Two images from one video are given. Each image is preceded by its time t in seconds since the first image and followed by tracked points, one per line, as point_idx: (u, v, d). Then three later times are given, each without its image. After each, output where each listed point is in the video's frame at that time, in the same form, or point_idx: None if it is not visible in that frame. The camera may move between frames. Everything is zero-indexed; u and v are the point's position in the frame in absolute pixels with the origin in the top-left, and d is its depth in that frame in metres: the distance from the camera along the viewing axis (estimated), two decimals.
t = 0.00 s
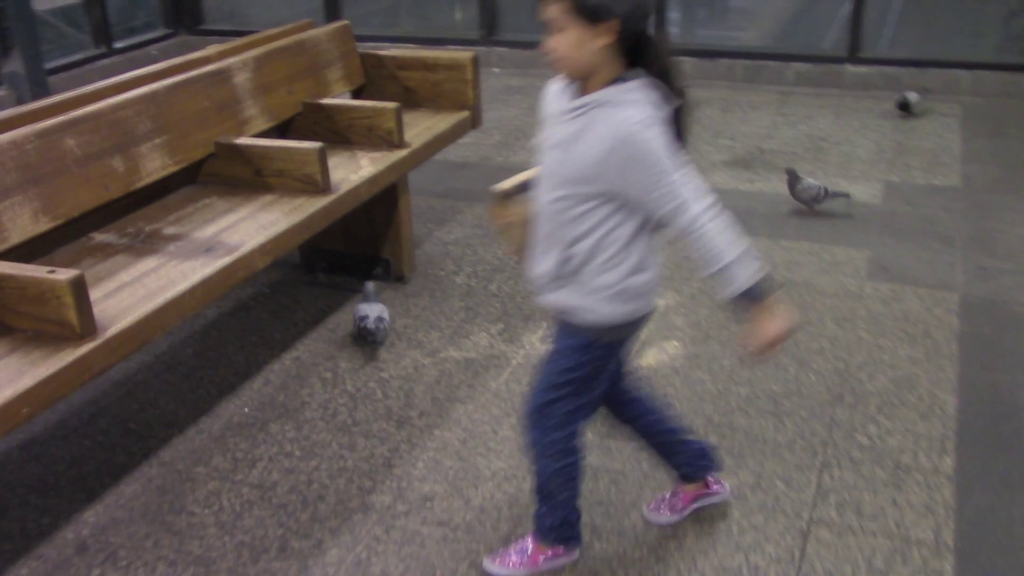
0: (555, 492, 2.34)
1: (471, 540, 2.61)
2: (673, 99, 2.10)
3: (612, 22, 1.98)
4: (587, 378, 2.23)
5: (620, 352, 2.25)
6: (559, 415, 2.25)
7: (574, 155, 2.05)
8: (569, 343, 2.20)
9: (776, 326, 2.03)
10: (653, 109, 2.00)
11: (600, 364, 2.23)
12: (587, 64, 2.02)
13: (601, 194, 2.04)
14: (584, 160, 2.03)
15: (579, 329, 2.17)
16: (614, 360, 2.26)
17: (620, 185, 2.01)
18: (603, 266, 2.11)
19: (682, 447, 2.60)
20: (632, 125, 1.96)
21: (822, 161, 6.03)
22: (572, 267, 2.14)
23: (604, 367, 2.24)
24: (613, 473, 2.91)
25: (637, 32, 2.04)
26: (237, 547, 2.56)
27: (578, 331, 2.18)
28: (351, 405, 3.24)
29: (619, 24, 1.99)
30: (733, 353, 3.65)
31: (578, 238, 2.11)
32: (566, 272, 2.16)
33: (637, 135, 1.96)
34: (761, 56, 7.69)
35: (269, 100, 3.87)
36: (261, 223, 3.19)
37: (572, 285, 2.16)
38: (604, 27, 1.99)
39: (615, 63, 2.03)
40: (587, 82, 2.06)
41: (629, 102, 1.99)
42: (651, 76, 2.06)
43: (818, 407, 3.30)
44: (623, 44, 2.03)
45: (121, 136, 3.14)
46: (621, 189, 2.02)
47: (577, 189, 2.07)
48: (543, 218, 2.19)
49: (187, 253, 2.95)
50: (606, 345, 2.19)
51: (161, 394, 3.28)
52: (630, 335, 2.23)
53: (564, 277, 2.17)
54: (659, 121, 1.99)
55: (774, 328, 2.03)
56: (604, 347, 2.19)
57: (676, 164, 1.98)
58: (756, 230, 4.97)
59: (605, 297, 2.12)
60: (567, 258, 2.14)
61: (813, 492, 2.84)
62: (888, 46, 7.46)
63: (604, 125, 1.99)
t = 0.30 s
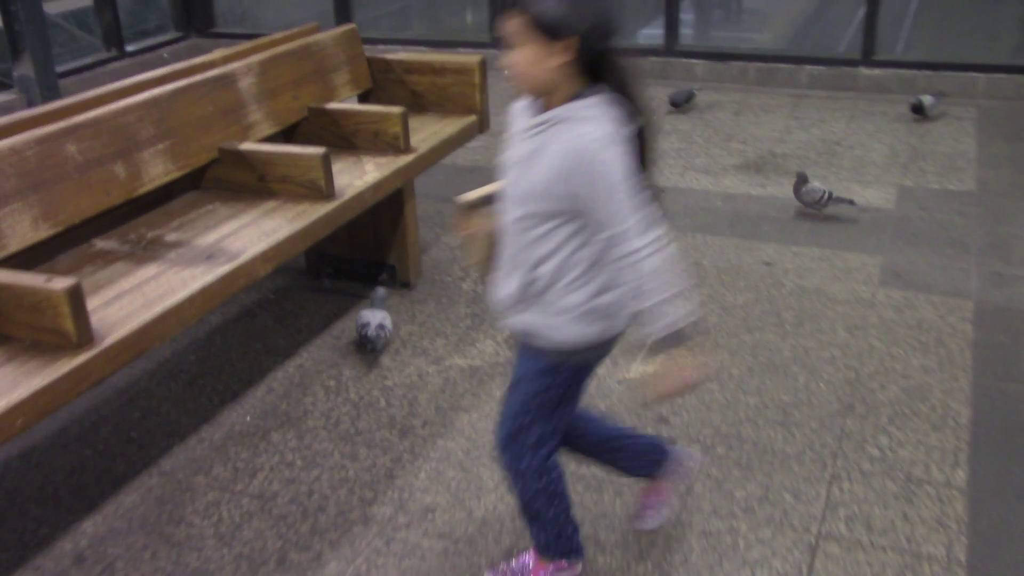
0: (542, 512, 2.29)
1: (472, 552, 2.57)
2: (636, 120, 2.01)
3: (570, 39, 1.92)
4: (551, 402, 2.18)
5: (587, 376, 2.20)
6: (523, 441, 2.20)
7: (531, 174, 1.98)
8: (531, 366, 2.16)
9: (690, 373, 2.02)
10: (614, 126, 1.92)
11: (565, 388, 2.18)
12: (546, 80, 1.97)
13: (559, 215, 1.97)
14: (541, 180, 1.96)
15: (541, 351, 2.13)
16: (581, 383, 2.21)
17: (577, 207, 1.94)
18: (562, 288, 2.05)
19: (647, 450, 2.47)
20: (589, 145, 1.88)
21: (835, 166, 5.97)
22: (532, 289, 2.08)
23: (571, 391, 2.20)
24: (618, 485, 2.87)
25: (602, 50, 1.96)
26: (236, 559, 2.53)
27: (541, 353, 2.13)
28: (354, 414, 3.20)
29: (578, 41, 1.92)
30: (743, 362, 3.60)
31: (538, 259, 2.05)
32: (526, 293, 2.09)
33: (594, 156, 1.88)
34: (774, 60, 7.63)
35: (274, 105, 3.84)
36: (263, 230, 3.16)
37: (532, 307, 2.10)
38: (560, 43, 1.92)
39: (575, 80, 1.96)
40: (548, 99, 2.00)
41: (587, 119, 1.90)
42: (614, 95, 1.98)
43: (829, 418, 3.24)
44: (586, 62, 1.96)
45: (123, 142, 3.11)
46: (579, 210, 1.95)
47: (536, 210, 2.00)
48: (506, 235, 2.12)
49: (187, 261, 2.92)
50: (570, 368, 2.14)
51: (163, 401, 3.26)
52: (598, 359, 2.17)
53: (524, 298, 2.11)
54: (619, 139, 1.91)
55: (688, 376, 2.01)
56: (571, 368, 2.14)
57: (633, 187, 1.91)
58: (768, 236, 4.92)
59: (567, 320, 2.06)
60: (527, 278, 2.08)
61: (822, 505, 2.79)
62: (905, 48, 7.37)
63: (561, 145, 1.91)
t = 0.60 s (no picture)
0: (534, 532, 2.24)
1: (469, 568, 2.53)
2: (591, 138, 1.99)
3: (523, 53, 1.89)
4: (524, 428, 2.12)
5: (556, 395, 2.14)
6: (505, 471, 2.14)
7: (476, 188, 1.95)
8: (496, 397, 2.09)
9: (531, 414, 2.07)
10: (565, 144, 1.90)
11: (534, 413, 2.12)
12: (500, 94, 1.94)
13: (497, 235, 1.92)
14: (485, 195, 1.92)
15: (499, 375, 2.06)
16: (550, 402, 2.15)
17: (516, 226, 1.90)
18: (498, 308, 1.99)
19: (573, 477, 2.57)
20: (537, 160, 1.85)
21: (843, 173, 5.91)
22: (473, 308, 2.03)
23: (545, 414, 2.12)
24: (618, 499, 2.83)
25: (558, 62, 1.93)
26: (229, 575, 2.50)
27: (500, 379, 2.05)
28: (352, 425, 3.16)
29: (531, 56, 1.89)
30: (747, 373, 3.56)
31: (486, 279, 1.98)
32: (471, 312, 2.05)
33: (539, 171, 1.85)
34: (782, 64, 7.58)
35: (275, 111, 3.81)
36: (262, 238, 3.13)
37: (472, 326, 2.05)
38: (513, 57, 1.90)
39: (531, 94, 1.93)
40: (505, 113, 1.97)
41: (541, 135, 1.88)
42: (569, 111, 1.95)
43: (834, 431, 3.19)
44: (541, 75, 1.93)
45: (121, 149, 3.09)
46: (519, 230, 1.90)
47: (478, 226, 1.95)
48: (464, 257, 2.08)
49: (184, 270, 2.89)
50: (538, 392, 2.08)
51: (160, 411, 3.23)
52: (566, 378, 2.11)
53: (467, 316, 2.07)
54: (568, 158, 1.88)
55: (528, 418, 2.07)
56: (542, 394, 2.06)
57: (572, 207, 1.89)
58: (774, 243, 4.87)
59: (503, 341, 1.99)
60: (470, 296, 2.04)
61: (826, 521, 2.74)
62: (916, 54, 7.25)
63: (509, 160, 1.88)
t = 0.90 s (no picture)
0: (530, 551, 2.19)
1: None
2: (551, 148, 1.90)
3: (473, 59, 1.82)
4: (502, 443, 2.07)
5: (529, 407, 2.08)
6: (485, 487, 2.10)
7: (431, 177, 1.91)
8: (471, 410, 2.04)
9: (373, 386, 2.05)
10: (516, 150, 1.80)
11: (513, 429, 2.07)
12: (455, 101, 1.87)
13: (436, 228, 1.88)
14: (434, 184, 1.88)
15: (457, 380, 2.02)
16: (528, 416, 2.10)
17: (449, 223, 1.84)
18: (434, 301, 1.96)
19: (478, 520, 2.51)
20: (479, 162, 1.78)
21: (854, 180, 5.85)
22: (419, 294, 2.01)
23: (522, 428, 2.09)
24: (622, 516, 2.78)
25: (515, 67, 1.86)
26: None
27: (468, 398, 2.03)
28: (353, 437, 3.12)
29: (484, 61, 1.82)
30: (755, 386, 3.50)
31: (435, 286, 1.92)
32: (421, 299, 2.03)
33: (476, 172, 1.78)
34: (792, 70, 7.52)
35: (278, 120, 3.79)
36: (262, 249, 3.10)
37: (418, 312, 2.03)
38: (465, 63, 1.83)
39: (486, 101, 1.86)
40: (462, 121, 1.91)
41: (492, 141, 1.81)
42: (524, 117, 1.88)
43: (843, 445, 3.14)
44: (497, 81, 1.85)
45: (120, 159, 3.06)
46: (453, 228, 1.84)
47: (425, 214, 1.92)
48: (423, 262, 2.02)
49: (183, 281, 2.86)
50: (515, 407, 2.03)
51: (159, 423, 3.20)
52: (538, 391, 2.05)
53: (421, 306, 2.04)
54: (515, 166, 1.79)
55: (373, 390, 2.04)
56: (515, 407, 2.03)
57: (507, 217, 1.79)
58: (783, 252, 4.81)
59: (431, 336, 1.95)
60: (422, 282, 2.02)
61: (833, 539, 2.69)
62: (929, 60, 7.18)
63: (457, 155, 1.82)
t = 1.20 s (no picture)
0: None
1: None
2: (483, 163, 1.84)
3: (402, 72, 1.75)
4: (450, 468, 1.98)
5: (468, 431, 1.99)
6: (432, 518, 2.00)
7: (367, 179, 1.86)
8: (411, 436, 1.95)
9: (249, 374, 1.76)
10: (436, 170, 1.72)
11: (456, 455, 1.98)
12: (388, 119, 1.80)
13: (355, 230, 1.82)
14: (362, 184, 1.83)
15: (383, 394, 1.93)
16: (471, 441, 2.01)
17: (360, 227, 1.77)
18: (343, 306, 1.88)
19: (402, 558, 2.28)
20: (395, 170, 1.71)
21: (870, 192, 5.77)
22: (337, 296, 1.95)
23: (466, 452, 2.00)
24: (626, 541, 2.72)
25: (444, 81, 1.80)
26: None
27: (408, 428, 1.94)
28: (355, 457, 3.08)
29: (414, 74, 1.76)
30: (766, 405, 3.43)
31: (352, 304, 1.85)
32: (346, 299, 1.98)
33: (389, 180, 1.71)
34: (809, 80, 7.44)
35: (282, 133, 3.77)
36: (262, 265, 3.07)
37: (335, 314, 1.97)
38: (394, 78, 1.75)
39: (416, 116, 1.80)
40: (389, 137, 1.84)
41: (410, 159, 1.73)
42: (448, 128, 1.82)
43: (855, 468, 3.06)
44: (428, 96, 1.79)
45: (122, 175, 3.04)
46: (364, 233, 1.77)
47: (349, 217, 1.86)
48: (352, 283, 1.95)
49: (181, 299, 2.84)
50: (453, 432, 1.94)
51: (159, 441, 3.17)
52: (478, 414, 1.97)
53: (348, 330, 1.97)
54: (427, 184, 1.70)
55: (249, 381, 1.76)
56: (453, 433, 1.93)
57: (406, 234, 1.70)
58: (797, 266, 4.73)
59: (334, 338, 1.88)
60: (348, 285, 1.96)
61: (843, 567, 2.61)
62: (949, 69, 7.06)
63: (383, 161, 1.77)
